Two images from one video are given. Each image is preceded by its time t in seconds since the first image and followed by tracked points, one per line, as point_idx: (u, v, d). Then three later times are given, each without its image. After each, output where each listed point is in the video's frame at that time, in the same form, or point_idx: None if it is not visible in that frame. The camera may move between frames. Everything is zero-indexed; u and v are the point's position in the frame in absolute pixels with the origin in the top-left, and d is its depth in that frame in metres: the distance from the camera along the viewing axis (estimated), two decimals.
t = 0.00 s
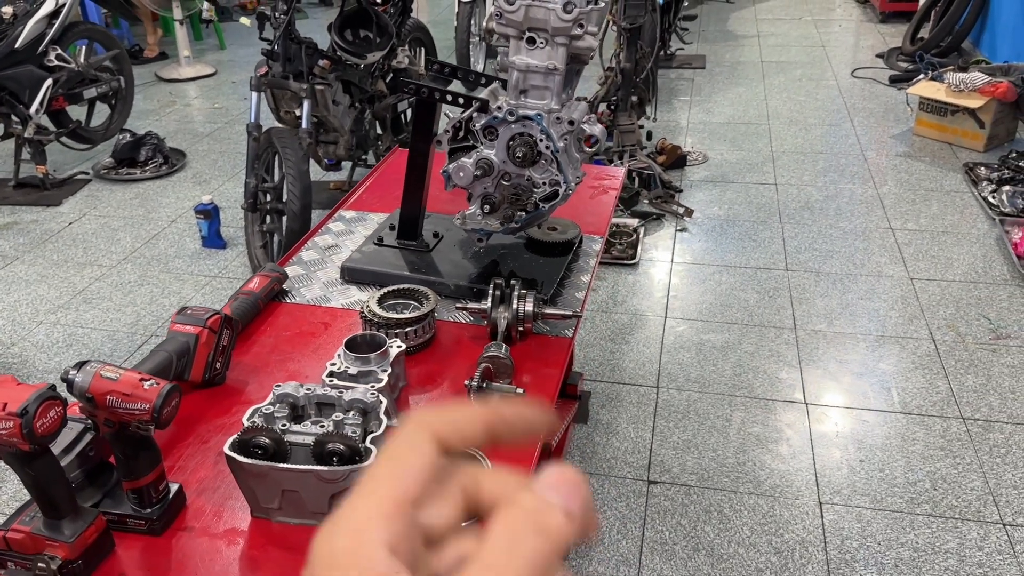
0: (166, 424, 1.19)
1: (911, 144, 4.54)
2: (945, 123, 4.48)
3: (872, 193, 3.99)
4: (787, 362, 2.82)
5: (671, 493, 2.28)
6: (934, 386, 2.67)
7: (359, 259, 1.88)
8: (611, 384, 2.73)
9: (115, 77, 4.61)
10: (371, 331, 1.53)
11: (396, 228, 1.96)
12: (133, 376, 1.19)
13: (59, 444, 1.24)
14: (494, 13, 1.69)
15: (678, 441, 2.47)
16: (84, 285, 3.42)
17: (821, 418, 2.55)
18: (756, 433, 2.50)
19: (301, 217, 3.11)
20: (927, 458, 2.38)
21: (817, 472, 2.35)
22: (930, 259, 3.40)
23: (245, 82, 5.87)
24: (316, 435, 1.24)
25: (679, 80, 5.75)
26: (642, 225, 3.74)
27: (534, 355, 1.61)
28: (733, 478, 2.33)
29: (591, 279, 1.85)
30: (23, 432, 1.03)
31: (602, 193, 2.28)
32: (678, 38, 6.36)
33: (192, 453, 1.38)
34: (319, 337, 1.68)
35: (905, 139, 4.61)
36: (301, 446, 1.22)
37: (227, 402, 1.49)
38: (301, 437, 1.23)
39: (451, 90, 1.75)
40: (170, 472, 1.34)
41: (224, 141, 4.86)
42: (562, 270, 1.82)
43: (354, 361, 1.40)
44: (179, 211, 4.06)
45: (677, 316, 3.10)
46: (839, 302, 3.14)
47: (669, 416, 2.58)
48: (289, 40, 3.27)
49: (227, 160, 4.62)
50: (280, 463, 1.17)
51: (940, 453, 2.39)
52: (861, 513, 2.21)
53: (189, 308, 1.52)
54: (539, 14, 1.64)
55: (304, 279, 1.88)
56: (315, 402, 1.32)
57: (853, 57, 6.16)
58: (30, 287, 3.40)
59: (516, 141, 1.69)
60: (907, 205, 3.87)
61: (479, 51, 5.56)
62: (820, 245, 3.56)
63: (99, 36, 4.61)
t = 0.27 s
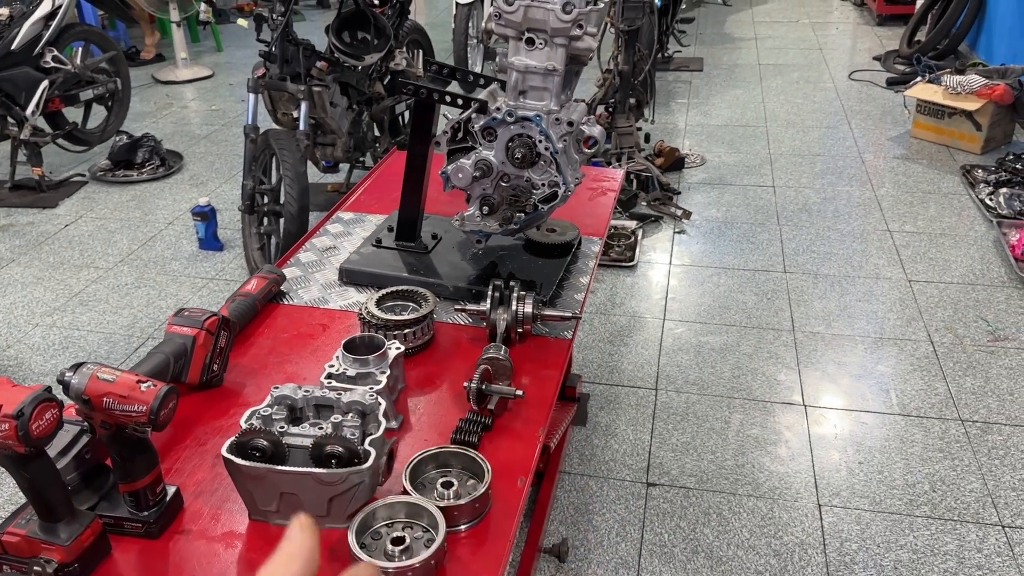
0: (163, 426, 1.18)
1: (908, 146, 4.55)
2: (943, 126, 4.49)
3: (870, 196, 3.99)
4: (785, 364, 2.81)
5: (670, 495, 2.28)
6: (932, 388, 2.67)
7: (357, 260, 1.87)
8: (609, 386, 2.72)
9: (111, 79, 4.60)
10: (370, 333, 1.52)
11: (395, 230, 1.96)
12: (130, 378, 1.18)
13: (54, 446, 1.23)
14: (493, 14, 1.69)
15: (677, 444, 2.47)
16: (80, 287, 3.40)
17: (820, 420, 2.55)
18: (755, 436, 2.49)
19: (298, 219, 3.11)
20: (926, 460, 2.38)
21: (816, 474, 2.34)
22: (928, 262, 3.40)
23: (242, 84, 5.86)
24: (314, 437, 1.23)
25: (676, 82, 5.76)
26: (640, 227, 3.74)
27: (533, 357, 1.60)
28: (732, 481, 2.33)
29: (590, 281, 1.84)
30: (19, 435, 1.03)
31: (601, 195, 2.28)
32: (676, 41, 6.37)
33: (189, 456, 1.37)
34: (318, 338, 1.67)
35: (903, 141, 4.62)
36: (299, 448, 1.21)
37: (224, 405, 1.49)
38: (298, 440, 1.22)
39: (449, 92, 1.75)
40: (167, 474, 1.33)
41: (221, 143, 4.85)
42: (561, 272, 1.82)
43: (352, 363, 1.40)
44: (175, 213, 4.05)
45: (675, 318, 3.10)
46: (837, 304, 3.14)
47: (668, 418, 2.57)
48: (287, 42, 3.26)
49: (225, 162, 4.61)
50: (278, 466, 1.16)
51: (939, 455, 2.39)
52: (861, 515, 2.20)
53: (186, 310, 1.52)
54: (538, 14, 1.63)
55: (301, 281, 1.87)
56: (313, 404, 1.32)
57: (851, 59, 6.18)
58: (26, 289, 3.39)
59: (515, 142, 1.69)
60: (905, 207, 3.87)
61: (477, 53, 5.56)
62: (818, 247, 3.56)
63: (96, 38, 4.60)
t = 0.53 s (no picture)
0: (166, 430, 1.17)
1: (908, 148, 4.55)
2: (942, 127, 4.49)
3: (870, 197, 3.99)
4: (786, 366, 2.81)
5: (672, 498, 2.27)
6: (934, 390, 2.66)
7: (359, 263, 1.86)
8: (610, 389, 2.72)
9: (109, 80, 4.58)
10: (372, 335, 1.51)
11: (396, 232, 1.95)
12: (132, 382, 1.17)
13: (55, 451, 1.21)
14: (496, 15, 1.68)
15: (678, 446, 2.46)
16: (78, 289, 3.39)
17: (821, 422, 2.54)
18: (756, 438, 2.49)
19: (297, 220, 3.09)
20: (928, 462, 2.37)
21: (818, 476, 2.34)
22: (928, 263, 3.40)
23: (240, 85, 5.84)
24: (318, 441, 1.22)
25: (675, 83, 5.75)
26: (639, 228, 3.73)
27: (536, 360, 1.60)
28: (733, 484, 2.32)
29: (593, 283, 1.84)
30: (21, 440, 1.01)
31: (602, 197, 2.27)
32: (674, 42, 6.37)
33: (191, 460, 1.36)
34: (320, 341, 1.66)
35: (902, 142, 4.61)
36: (302, 452, 1.20)
37: (226, 408, 1.48)
38: (302, 444, 1.21)
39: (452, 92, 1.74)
40: (168, 479, 1.32)
41: (219, 145, 4.84)
42: (564, 274, 1.81)
43: (355, 366, 1.39)
44: (174, 214, 4.03)
45: (675, 320, 3.09)
46: (838, 306, 3.13)
47: (669, 420, 2.56)
48: (286, 44, 3.25)
49: (223, 163, 4.60)
50: (281, 471, 1.15)
51: (941, 457, 2.38)
52: (863, 518, 2.20)
53: (188, 313, 1.51)
54: (542, 15, 1.63)
55: (303, 283, 1.86)
56: (317, 408, 1.30)
57: (849, 61, 6.18)
58: (24, 291, 3.37)
59: (518, 144, 1.68)
60: (905, 208, 3.87)
61: (476, 54, 5.55)
62: (819, 249, 3.55)
63: (94, 39, 4.59)
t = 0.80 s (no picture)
0: (169, 437, 1.17)
1: (910, 149, 4.54)
2: (945, 128, 4.48)
3: (873, 199, 3.98)
4: (789, 369, 2.80)
5: (675, 502, 2.27)
6: (937, 393, 2.65)
7: (362, 267, 1.87)
8: (613, 392, 2.71)
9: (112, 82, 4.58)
10: (376, 340, 1.51)
11: (399, 236, 1.95)
12: (135, 389, 1.17)
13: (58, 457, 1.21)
14: (500, 19, 1.68)
15: (681, 449, 2.45)
16: (81, 292, 3.39)
17: (824, 425, 2.54)
18: (759, 441, 2.48)
19: (300, 223, 3.09)
20: (932, 465, 2.36)
21: (821, 480, 2.33)
22: (932, 265, 3.39)
23: (242, 86, 5.84)
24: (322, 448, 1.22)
25: (678, 85, 5.75)
26: (642, 230, 3.73)
27: (539, 364, 1.59)
28: (737, 487, 2.31)
29: (596, 287, 1.84)
30: (24, 447, 1.01)
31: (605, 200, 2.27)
32: (676, 43, 6.38)
33: (194, 466, 1.36)
34: (323, 346, 1.66)
35: (905, 144, 4.61)
36: (306, 459, 1.20)
37: (229, 413, 1.47)
38: (305, 451, 1.21)
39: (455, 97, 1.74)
40: (172, 485, 1.32)
41: (221, 146, 4.84)
42: (567, 278, 1.81)
43: (358, 371, 1.39)
44: (176, 216, 4.03)
45: (678, 322, 3.09)
46: (841, 309, 3.13)
47: (672, 423, 2.56)
48: (288, 46, 3.24)
49: (225, 165, 4.60)
50: (284, 477, 1.15)
51: (945, 460, 2.38)
52: (867, 521, 2.19)
53: (191, 318, 1.51)
54: (545, 19, 1.63)
55: (305, 287, 1.86)
56: (320, 414, 1.30)
57: (851, 62, 6.17)
58: (26, 293, 3.37)
59: (521, 148, 1.68)
60: (908, 210, 3.86)
61: (478, 56, 5.55)
62: (821, 251, 3.55)
63: (96, 41, 4.59)
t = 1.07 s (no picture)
0: (172, 439, 1.17)
1: (913, 149, 4.53)
2: (947, 128, 4.47)
3: (875, 199, 3.98)
4: (792, 369, 2.80)
5: (677, 503, 2.26)
6: (940, 393, 2.65)
7: (364, 268, 1.86)
8: (615, 392, 2.71)
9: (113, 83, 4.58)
10: (378, 341, 1.51)
11: (401, 236, 1.95)
12: (137, 391, 1.16)
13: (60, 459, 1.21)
14: (502, 19, 1.68)
15: (684, 450, 2.45)
16: (82, 293, 3.38)
17: (827, 425, 2.53)
18: (762, 442, 2.48)
19: (301, 223, 3.09)
20: (935, 466, 2.36)
21: (824, 480, 2.33)
22: (934, 265, 3.38)
23: (243, 87, 5.84)
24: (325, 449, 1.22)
25: (679, 84, 5.74)
26: (644, 230, 3.72)
27: (542, 365, 1.59)
28: (740, 488, 2.31)
29: (598, 287, 1.83)
30: (27, 450, 1.01)
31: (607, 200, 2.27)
32: (677, 43, 6.37)
33: (196, 468, 1.36)
34: (325, 347, 1.66)
35: (907, 143, 4.60)
36: (308, 460, 1.20)
37: (231, 415, 1.47)
38: (308, 452, 1.21)
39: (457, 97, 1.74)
40: (174, 487, 1.32)
41: (222, 147, 4.84)
42: (569, 279, 1.80)
43: (361, 372, 1.38)
44: (177, 217, 4.03)
45: (680, 323, 3.08)
46: (843, 309, 3.12)
47: (674, 424, 2.56)
48: (289, 46, 3.23)
49: (226, 165, 4.60)
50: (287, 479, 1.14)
51: (948, 461, 2.37)
52: (870, 522, 2.19)
53: (193, 320, 1.50)
54: (547, 19, 1.63)
55: (307, 288, 1.86)
56: (323, 415, 1.30)
57: (853, 61, 6.17)
58: (28, 294, 3.37)
59: (524, 148, 1.68)
60: (910, 210, 3.86)
61: (479, 56, 5.54)
62: (823, 251, 3.54)
63: (97, 42, 4.59)
